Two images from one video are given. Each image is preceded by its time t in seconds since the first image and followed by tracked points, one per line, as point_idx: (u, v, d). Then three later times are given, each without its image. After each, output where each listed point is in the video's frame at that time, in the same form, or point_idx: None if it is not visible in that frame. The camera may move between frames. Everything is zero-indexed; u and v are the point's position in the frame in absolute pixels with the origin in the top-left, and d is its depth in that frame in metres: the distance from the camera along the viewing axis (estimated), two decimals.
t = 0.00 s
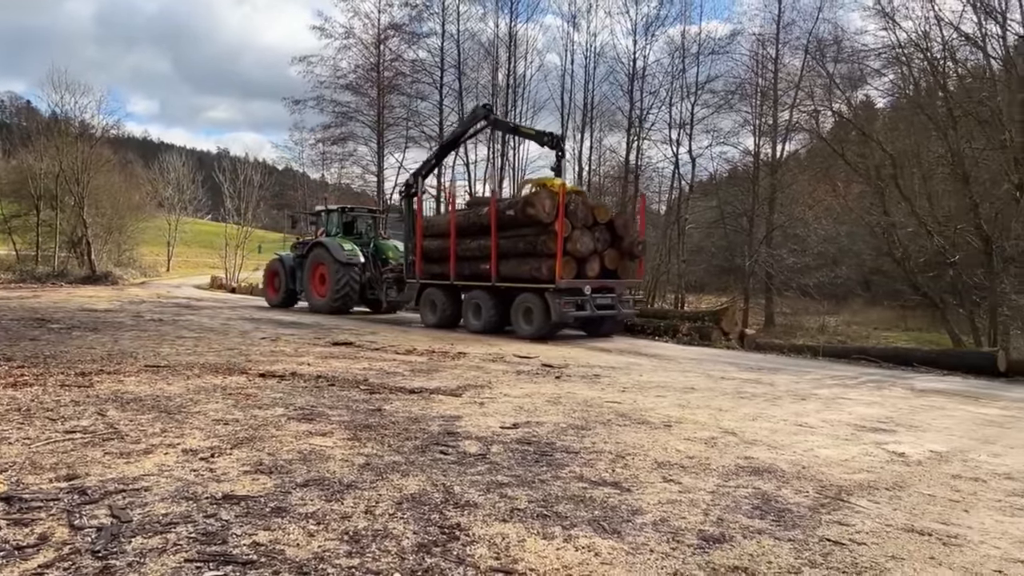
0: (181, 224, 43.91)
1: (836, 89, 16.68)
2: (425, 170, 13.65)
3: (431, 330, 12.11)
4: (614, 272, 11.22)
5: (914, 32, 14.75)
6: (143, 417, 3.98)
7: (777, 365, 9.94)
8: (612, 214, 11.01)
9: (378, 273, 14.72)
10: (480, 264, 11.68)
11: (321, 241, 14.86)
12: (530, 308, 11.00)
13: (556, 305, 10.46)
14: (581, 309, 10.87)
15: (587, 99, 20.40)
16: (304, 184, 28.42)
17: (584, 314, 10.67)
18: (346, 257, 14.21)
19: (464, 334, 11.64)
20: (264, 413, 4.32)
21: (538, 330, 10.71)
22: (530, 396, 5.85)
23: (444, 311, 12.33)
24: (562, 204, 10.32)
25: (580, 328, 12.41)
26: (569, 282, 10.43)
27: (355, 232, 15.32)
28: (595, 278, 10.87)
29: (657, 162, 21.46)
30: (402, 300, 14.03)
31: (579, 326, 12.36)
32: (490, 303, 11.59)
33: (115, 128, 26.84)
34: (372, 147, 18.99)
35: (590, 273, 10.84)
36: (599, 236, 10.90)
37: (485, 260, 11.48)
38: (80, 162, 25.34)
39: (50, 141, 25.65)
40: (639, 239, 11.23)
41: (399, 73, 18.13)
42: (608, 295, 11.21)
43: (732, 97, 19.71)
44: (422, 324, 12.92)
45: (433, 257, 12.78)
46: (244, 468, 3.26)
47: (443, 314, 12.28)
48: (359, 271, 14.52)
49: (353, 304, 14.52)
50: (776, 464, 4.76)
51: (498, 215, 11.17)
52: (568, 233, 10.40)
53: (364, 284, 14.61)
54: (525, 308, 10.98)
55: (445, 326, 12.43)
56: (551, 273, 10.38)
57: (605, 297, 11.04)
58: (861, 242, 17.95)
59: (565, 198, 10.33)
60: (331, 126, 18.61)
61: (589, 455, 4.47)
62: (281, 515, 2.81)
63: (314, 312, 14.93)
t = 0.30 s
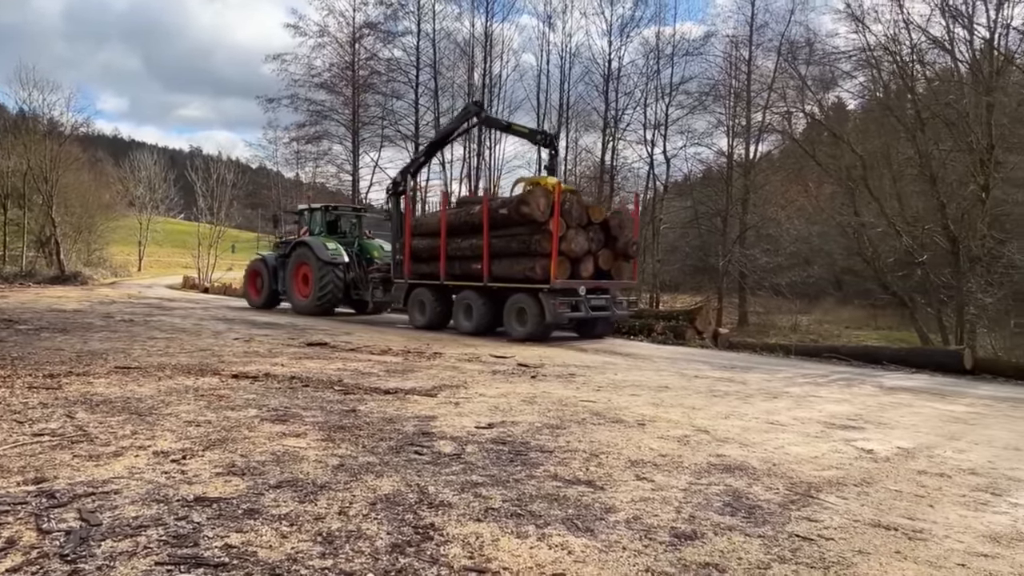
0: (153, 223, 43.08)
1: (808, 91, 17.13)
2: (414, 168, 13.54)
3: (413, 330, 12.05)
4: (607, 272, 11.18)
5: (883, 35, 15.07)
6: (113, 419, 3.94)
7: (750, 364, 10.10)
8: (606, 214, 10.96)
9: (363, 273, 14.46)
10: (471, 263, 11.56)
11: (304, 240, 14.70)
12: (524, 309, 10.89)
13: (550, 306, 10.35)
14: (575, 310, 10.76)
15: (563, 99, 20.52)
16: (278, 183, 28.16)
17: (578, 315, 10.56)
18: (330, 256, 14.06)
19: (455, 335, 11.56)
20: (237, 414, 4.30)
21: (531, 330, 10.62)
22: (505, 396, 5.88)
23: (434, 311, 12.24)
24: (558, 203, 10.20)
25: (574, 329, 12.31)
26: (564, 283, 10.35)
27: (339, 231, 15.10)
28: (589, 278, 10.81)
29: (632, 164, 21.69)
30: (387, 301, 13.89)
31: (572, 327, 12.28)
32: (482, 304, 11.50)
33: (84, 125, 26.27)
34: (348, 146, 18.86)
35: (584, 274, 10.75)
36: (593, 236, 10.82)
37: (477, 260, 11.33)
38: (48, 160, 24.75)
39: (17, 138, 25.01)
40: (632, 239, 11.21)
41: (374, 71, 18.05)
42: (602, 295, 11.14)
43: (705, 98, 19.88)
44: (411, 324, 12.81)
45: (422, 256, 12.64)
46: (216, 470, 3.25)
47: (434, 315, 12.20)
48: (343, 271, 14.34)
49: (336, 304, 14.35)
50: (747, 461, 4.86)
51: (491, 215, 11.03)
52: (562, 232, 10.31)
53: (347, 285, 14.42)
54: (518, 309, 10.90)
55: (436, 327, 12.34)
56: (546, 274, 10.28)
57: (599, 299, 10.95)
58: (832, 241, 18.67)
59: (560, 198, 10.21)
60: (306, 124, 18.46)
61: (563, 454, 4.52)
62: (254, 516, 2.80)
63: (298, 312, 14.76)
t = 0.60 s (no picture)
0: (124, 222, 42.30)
1: (782, 92, 17.54)
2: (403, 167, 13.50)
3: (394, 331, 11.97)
4: (602, 273, 11.10)
5: (854, 38, 15.48)
6: (82, 421, 3.89)
7: (724, 363, 10.26)
8: (600, 213, 10.90)
9: (348, 274, 14.42)
10: (463, 263, 11.55)
11: (288, 239, 14.44)
12: (518, 309, 10.83)
13: (545, 307, 10.29)
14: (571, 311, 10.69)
15: (540, 99, 20.60)
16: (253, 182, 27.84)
17: (573, 316, 10.50)
18: (314, 256, 13.85)
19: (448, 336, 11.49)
20: (209, 415, 4.27)
21: (527, 332, 10.59)
22: (481, 396, 5.91)
23: (426, 312, 12.17)
24: (552, 202, 10.15)
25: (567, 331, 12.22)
26: (559, 283, 10.28)
27: (325, 230, 15.01)
28: (583, 278, 10.75)
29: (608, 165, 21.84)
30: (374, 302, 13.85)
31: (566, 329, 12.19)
32: (475, 305, 11.43)
33: (53, 122, 25.68)
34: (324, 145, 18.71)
35: (578, 274, 10.70)
36: (587, 235, 10.77)
37: (470, 259, 11.31)
38: (16, 157, 24.14)
39: None
40: (629, 239, 11.09)
41: (350, 70, 17.94)
42: (597, 296, 11.07)
43: (680, 99, 20.06)
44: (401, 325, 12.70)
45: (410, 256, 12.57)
46: (187, 471, 3.23)
47: (425, 315, 12.12)
48: (328, 271, 14.20)
49: (321, 304, 14.24)
50: (719, 459, 4.96)
51: (483, 214, 11.00)
52: (557, 232, 10.27)
53: (332, 285, 14.30)
54: (513, 309, 10.85)
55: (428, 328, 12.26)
56: (540, 274, 10.23)
57: (594, 299, 10.87)
58: (805, 241, 18.58)
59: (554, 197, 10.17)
60: (281, 122, 18.29)
61: (538, 453, 4.57)
62: (226, 517, 2.80)
63: (282, 313, 14.61)
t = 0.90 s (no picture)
0: (102, 222, 41.75)
1: (761, 95, 17.80)
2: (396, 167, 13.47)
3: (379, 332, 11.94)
4: (601, 274, 11.09)
5: (832, 42, 15.78)
6: (56, 423, 3.86)
7: (704, 362, 10.39)
8: (599, 214, 10.90)
9: (338, 275, 14.34)
10: (459, 265, 11.51)
11: (277, 239, 14.37)
12: (517, 312, 10.84)
13: (545, 309, 10.30)
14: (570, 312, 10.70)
15: (521, 100, 20.68)
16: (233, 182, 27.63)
17: (573, 318, 10.51)
18: (303, 257, 13.74)
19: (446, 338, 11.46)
20: (186, 417, 4.26)
21: (526, 334, 10.60)
22: (461, 396, 5.94)
23: (422, 315, 12.14)
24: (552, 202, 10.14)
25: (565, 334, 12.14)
26: (559, 285, 10.28)
27: (314, 231, 14.95)
28: (583, 280, 10.74)
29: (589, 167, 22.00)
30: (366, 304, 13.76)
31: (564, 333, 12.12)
32: (473, 307, 11.42)
33: (29, 121, 25.29)
34: (305, 145, 18.61)
35: (578, 275, 10.68)
36: (587, 236, 10.77)
37: (466, 261, 11.30)
38: None
39: None
40: (627, 240, 11.12)
41: (330, 70, 17.86)
42: (597, 297, 11.07)
43: (661, 101, 20.28)
44: (395, 328, 12.63)
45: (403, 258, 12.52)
46: (163, 473, 3.23)
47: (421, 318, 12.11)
48: (317, 272, 14.12)
49: (311, 306, 14.18)
50: (696, 457, 5.04)
51: (480, 215, 11.02)
52: (557, 233, 10.28)
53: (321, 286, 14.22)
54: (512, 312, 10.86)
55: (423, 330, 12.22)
56: (540, 276, 10.23)
57: (594, 301, 10.87)
58: (783, 242, 18.54)
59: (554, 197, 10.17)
60: (261, 122, 18.17)
61: (516, 453, 4.61)
62: (201, 519, 2.81)
63: (270, 315, 14.51)
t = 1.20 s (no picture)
0: (83, 222, 41.28)
1: (745, 97, 17.82)
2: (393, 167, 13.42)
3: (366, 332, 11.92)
4: (604, 275, 11.15)
5: (814, 44, 15.95)
6: (34, 426, 3.85)
7: (688, 362, 10.49)
8: (602, 214, 10.95)
9: (333, 276, 14.33)
10: (459, 266, 11.52)
11: (268, 241, 14.29)
12: (520, 314, 10.89)
13: (550, 312, 10.38)
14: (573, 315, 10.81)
15: (504, 101, 20.72)
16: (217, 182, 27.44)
17: (577, 321, 10.62)
18: (297, 257, 13.69)
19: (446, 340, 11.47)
20: (167, 420, 4.26)
21: (528, 336, 10.66)
22: (444, 397, 5.98)
23: (421, 317, 12.16)
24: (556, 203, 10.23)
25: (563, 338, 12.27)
26: (564, 287, 10.32)
27: (307, 231, 14.90)
28: (586, 282, 10.81)
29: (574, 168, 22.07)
30: (361, 305, 13.65)
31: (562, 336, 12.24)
32: (474, 309, 11.45)
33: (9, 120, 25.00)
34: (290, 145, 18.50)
35: (581, 277, 10.74)
36: (590, 237, 10.82)
37: (467, 262, 11.32)
38: None
39: None
40: (632, 240, 11.15)
41: (315, 70, 17.80)
42: (600, 300, 11.23)
43: (645, 103, 20.42)
44: (394, 331, 12.60)
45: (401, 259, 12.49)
46: (143, 476, 3.24)
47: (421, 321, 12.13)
48: (311, 274, 14.07)
49: (305, 308, 14.13)
50: (677, 457, 5.11)
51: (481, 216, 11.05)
52: (560, 234, 10.32)
53: (315, 288, 14.18)
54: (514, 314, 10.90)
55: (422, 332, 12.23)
56: (545, 278, 10.28)
57: (597, 303, 11.04)
58: (766, 243, 18.79)
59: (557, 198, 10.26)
60: (245, 123, 18.07)
61: (498, 453, 4.65)
62: (180, 522, 2.82)
63: (264, 318, 14.43)
